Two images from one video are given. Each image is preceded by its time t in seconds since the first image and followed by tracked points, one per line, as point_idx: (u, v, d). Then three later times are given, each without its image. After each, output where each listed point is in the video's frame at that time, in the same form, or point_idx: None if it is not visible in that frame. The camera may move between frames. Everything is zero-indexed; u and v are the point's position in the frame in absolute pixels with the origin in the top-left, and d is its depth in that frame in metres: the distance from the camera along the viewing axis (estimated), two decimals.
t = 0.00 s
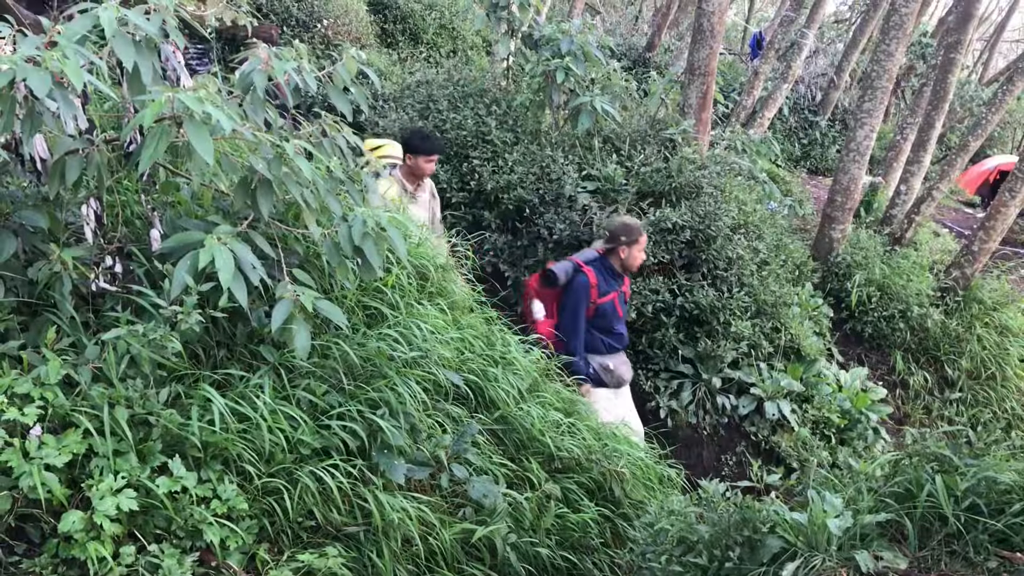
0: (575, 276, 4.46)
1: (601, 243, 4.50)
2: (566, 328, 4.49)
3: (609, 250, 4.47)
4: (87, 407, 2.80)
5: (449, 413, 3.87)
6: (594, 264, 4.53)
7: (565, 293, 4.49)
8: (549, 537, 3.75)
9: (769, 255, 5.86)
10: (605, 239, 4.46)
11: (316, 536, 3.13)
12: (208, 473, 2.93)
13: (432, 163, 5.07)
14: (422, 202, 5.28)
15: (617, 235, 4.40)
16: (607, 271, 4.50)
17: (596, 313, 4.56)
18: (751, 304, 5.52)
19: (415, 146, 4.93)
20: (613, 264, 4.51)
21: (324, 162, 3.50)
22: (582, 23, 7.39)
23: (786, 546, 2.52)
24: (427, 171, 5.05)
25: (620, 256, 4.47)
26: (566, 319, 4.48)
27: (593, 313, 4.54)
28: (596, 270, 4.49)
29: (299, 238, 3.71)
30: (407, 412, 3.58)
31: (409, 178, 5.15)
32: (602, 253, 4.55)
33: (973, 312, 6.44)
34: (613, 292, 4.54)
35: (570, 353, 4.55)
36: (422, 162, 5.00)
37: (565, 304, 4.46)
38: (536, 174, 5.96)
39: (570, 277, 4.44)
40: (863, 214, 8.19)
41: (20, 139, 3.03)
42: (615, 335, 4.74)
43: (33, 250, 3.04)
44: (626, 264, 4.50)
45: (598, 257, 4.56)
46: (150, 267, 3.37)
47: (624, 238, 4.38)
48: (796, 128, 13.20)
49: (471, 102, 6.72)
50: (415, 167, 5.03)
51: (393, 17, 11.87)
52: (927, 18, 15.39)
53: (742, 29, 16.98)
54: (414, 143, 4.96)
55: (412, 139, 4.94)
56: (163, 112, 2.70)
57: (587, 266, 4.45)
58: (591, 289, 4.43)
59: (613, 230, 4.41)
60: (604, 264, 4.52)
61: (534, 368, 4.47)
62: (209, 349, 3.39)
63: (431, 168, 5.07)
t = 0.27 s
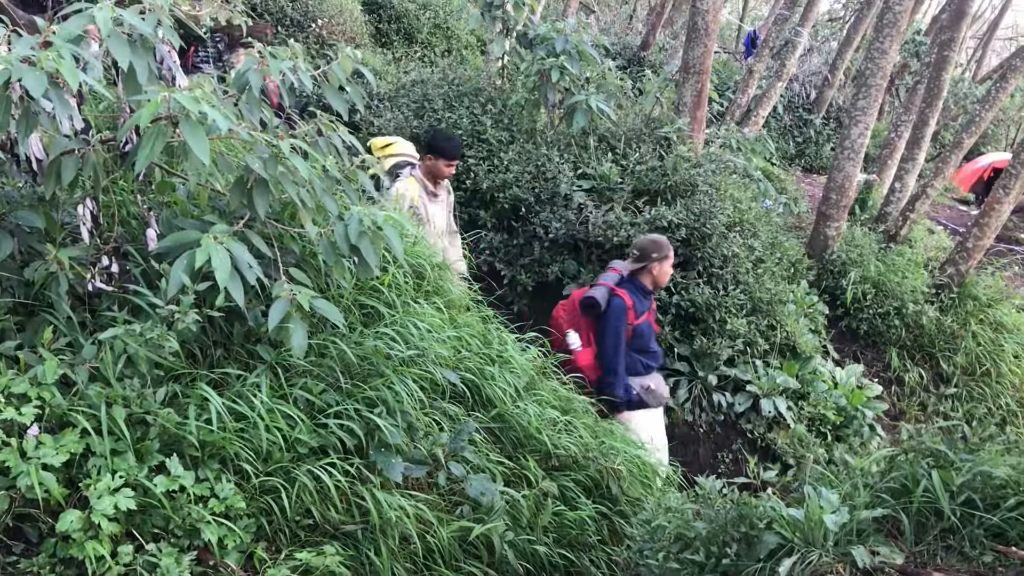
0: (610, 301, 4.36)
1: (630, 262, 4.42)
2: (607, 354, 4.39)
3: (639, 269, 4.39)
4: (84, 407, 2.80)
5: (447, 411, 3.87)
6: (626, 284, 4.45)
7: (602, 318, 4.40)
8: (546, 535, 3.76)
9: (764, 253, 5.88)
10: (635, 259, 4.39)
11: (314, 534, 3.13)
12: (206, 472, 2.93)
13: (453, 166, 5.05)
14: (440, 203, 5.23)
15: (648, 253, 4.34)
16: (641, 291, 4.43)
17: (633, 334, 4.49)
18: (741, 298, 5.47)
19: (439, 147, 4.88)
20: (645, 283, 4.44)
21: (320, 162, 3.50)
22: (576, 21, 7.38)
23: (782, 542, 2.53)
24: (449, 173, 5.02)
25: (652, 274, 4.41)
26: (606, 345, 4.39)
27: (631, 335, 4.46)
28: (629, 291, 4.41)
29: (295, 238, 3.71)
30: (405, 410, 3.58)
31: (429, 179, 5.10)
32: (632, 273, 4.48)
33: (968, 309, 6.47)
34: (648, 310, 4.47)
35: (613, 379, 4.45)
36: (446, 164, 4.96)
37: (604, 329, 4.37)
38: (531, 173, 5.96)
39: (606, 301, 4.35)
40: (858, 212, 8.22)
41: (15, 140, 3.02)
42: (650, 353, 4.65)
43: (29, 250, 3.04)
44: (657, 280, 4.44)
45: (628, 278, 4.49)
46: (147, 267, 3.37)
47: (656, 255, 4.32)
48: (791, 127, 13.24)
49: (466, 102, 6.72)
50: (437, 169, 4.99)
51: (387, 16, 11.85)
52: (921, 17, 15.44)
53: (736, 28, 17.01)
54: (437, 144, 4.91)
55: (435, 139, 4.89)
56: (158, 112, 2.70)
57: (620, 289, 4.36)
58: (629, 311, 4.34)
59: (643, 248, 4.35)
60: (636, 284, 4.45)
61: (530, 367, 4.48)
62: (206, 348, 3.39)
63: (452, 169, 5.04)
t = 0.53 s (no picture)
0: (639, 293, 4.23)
1: (658, 254, 4.32)
2: (636, 347, 4.24)
3: (668, 261, 4.28)
4: (80, 402, 2.79)
5: (442, 404, 3.88)
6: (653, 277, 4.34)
7: (630, 311, 4.26)
8: (543, 526, 3.78)
9: (758, 244, 5.90)
10: (663, 251, 4.28)
11: (311, 527, 3.14)
12: (202, 465, 2.93)
13: (477, 173, 4.89)
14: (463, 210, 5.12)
15: (678, 244, 4.24)
16: (669, 284, 4.32)
17: (661, 329, 4.36)
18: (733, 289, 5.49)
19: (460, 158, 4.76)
20: (673, 276, 4.33)
21: (314, 155, 3.49)
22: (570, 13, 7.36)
23: (778, 531, 2.55)
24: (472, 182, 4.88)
25: (680, 266, 4.30)
26: (634, 339, 4.24)
27: (659, 328, 4.33)
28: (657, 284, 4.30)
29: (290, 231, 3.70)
30: (400, 403, 3.58)
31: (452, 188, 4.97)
32: (659, 266, 4.36)
33: (961, 299, 6.50)
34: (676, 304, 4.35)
35: (642, 374, 4.30)
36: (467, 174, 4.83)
37: (632, 322, 4.23)
38: (525, 166, 5.95)
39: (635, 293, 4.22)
40: (851, 203, 8.24)
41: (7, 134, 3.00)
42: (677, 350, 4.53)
43: (23, 245, 3.03)
44: (684, 274, 4.34)
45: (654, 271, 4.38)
46: (141, 261, 3.35)
47: (686, 247, 4.22)
48: (784, 119, 13.25)
49: (460, 95, 6.70)
50: (459, 178, 4.85)
51: (379, 10, 11.79)
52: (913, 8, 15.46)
53: (729, 20, 17.00)
54: (458, 153, 4.79)
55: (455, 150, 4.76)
56: (152, 106, 2.68)
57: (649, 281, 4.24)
58: (658, 303, 4.22)
59: (672, 240, 4.26)
60: (664, 277, 4.33)
61: (525, 359, 4.48)
62: (201, 343, 3.38)
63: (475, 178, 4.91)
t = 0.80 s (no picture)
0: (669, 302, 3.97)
1: (686, 261, 4.03)
2: (665, 359, 4.01)
3: (697, 269, 4.00)
4: (75, 393, 2.78)
5: (438, 394, 3.88)
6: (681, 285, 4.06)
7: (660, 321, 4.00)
8: (539, 515, 3.80)
9: (751, 233, 5.94)
10: (692, 258, 3.99)
11: (309, 517, 3.14)
12: (199, 456, 2.92)
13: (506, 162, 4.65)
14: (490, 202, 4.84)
15: (708, 252, 3.96)
16: (698, 294, 4.05)
17: (690, 339, 4.11)
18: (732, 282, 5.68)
19: (489, 144, 4.51)
20: (703, 284, 4.06)
21: (308, 145, 3.47)
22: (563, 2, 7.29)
23: (774, 518, 2.56)
24: (500, 169, 4.62)
25: (710, 274, 4.02)
26: (663, 350, 4.01)
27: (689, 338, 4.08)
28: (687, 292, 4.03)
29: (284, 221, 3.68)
30: (397, 393, 3.58)
31: (479, 177, 4.68)
32: (688, 274, 4.08)
33: (954, 287, 6.53)
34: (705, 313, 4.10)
35: (671, 385, 4.07)
36: (495, 160, 4.57)
37: (661, 334, 3.99)
38: (519, 155, 5.93)
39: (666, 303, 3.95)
40: (845, 192, 8.26)
41: None
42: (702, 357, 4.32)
43: (16, 237, 3.01)
44: (715, 282, 4.06)
45: (683, 278, 4.10)
46: (135, 252, 3.33)
47: (716, 255, 3.94)
48: (778, 108, 13.25)
49: (453, 84, 6.66)
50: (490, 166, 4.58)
51: None
52: None
53: (722, 9, 16.96)
54: (485, 139, 4.53)
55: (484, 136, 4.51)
56: (145, 96, 2.66)
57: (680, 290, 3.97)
58: (688, 313, 3.96)
59: (702, 248, 3.97)
60: (693, 285, 4.06)
61: (520, 349, 4.48)
62: (196, 333, 3.37)
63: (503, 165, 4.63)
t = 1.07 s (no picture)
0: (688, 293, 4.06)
1: (706, 252, 4.12)
2: (686, 351, 4.08)
3: (715, 259, 4.10)
4: (69, 386, 2.77)
5: (433, 386, 3.88)
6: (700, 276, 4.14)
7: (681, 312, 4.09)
8: (534, 506, 3.81)
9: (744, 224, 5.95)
10: (711, 248, 4.09)
11: (304, 509, 3.15)
12: (193, 449, 2.91)
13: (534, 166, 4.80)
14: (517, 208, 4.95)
15: (725, 242, 4.05)
16: (717, 284, 4.13)
17: (709, 329, 4.20)
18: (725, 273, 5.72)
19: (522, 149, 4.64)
20: (721, 274, 4.14)
21: (301, 137, 3.45)
22: None
23: (768, 508, 2.54)
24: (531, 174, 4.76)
25: (728, 263, 4.12)
26: (684, 342, 4.09)
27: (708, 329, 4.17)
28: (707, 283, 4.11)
29: (277, 214, 3.66)
30: (391, 385, 3.58)
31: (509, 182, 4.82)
32: (707, 264, 4.16)
33: (946, 277, 6.57)
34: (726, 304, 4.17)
35: (691, 376, 4.14)
36: (527, 164, 4.71)
37: (683, 325, 4.07)
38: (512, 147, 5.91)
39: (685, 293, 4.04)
40: (837, 182, 8.28)
41: None
42: (723, 351, 4.37)
43: (8, 231, 2.99)
44: (733, 272, 4.15)
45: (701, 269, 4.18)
46: (128, 246, 3.31)
47: (734, 244, 4.04)
48: (770, 99, 13.25)
49: (445, 76, 6.63)
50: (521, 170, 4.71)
51: None
52: None
53: None
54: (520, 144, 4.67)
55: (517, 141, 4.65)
56: (137, 88, 2.64)
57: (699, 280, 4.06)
58: (710, 303, 4.04)
59: (721, 238, 4.06)
60: (711, 275, 4.14)
61: (515, 340, 4.48)
62: (190, 326, 3.36)
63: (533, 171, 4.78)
